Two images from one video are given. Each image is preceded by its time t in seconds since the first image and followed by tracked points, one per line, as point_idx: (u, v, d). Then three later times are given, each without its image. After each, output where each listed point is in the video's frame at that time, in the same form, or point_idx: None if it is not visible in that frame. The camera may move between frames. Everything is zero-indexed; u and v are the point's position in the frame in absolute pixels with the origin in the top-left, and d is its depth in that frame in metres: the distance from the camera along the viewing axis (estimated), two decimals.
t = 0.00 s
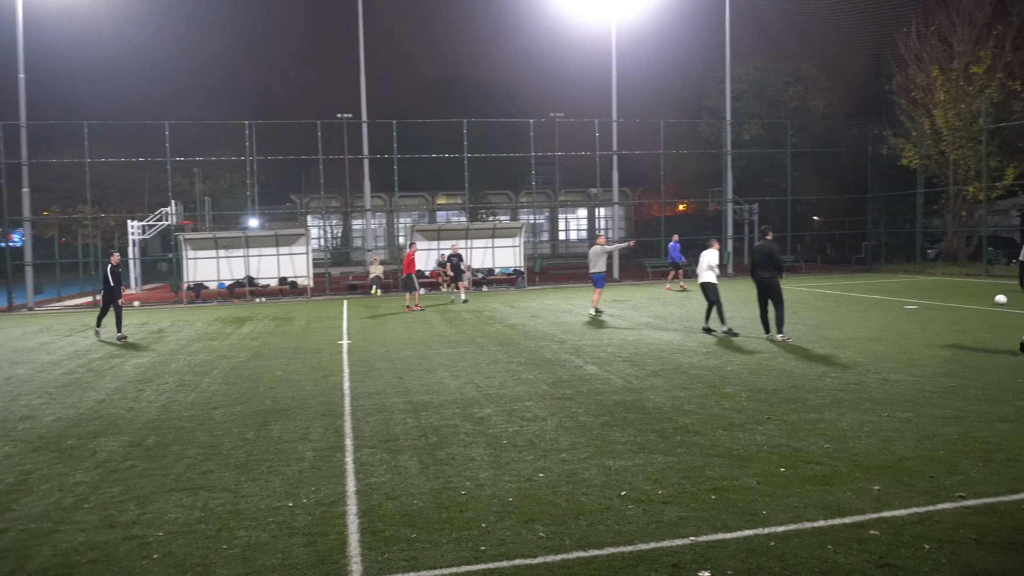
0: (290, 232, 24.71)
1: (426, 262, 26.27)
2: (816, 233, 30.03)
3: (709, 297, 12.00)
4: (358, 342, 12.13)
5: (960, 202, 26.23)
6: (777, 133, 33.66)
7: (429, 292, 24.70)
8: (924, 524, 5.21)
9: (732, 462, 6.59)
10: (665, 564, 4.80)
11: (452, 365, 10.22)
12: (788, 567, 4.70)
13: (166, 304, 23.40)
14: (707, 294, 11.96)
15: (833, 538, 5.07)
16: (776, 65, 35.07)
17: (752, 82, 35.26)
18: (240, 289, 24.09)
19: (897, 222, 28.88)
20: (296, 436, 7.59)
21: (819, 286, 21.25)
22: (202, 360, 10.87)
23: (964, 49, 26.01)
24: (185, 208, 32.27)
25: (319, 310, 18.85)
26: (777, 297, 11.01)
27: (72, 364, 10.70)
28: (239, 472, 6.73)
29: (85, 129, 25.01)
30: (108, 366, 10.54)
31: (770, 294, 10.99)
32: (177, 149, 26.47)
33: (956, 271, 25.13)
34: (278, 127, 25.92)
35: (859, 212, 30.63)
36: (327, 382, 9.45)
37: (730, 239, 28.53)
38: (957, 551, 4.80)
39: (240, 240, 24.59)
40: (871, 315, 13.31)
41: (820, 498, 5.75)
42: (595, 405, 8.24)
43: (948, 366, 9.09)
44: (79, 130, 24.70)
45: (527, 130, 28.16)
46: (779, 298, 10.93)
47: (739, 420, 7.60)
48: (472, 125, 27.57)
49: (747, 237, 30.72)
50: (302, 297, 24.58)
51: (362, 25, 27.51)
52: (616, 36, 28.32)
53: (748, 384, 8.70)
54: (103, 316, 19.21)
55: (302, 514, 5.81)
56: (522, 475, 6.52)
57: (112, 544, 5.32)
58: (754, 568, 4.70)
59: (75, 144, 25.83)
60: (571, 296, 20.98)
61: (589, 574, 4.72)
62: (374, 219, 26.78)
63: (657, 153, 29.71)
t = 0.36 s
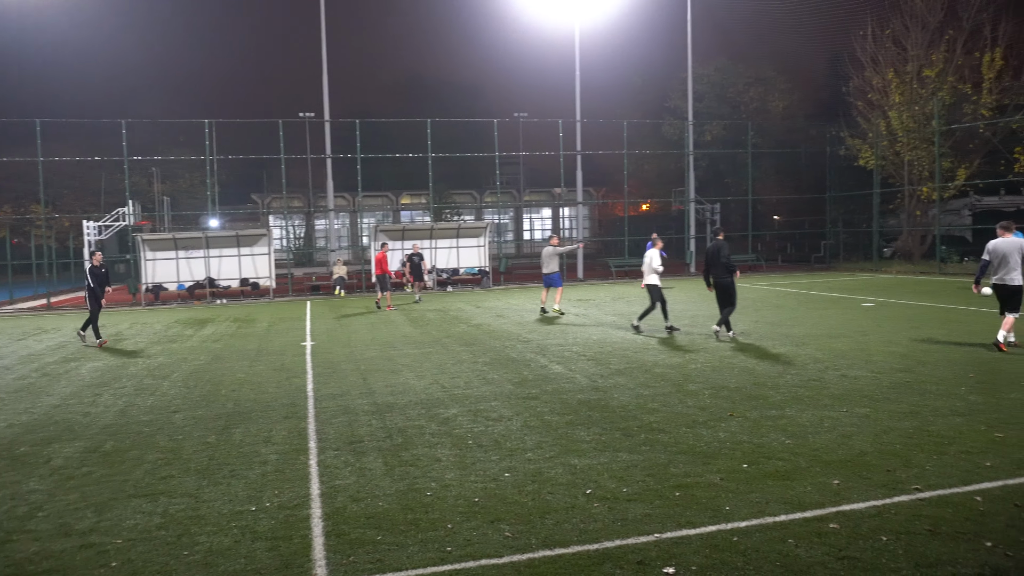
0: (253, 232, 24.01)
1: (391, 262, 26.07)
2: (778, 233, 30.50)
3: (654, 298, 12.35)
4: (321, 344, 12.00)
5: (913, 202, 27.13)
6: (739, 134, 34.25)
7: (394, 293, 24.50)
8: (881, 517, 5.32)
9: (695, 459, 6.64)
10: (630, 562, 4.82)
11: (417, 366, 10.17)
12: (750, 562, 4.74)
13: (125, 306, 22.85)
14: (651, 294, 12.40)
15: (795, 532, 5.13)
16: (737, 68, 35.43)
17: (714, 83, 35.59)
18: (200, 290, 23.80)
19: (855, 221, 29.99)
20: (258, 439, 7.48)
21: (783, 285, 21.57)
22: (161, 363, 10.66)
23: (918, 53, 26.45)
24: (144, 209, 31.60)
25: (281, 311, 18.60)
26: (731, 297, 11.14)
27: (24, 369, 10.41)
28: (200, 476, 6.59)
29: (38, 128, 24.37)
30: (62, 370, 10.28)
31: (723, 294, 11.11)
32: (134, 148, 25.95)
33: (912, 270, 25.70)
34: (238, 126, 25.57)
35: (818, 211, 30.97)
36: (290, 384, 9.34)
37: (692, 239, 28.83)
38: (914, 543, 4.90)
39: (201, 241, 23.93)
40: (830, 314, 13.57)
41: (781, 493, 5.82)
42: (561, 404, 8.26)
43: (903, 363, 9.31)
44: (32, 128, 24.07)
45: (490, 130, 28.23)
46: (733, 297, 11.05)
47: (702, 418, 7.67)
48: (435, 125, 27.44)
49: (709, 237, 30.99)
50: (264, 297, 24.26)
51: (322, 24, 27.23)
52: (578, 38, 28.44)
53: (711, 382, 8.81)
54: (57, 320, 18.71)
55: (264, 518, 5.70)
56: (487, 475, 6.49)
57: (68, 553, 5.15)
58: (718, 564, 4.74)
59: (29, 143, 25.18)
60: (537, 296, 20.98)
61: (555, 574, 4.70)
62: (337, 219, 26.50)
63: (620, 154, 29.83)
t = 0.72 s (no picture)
0: (218, 232, 23.55)
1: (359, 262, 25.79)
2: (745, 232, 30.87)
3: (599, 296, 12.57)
4: (289, 345, 11.89)
5: (874, 202, 27.71)
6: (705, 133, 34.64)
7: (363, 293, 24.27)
8: (846, 511, 5.42)
9: (665, 457, 6.69)
10: (601, 560, 4.85)
11: (387, 366, 10.12)
12: (719, 559, 4.80)
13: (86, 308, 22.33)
14: (596, 294, 12.58)
15: (762, 528, 5.21)
16: (701, 68, 35.69)
17: (680, 84, 35.76)
18: (163, 291, 23.17)
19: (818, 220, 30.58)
20: (225, 442, 7.38)
21: (751, 283, 21.85)
22: (124, 366, 10.46)
23: (876, 56, 26.86)
24: (105, 208, 30.93)
25: (246, 313, 18.35)
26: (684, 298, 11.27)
27: None
28: (166, 481, 6.48)
29: None
30: (21, 374, 10.04)
31: (676, 294, 11.25)
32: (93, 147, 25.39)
33: (875, 267, 26.22)
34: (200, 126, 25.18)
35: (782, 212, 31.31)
36: (258, 386, 9.23)
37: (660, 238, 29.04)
38: (877, 536, 5.01)
39: (164, 241, 23.56)
40: (795, 312, 13.78)
41: (749, 489, 5.90)
42: (531, 404, 8.28)
43: (866, 360, 9.49)
44: None
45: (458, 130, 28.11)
46: (685, 298, 11.18)
47: (671, 416, 7.75)
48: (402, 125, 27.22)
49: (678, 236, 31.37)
50: (231, 297, 23.87)
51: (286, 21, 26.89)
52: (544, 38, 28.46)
53: (679, 380, 8.91)
54: (14, 322, 18.26)
55: (233, 521, 5.61)
56: (459, 475, 6.47)
57: (28, 561, 5.02)
58: (687, 560, 4.79)
59: None
60: (507, 296, 20.96)
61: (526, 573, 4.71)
62: (304, 219, 26.17)
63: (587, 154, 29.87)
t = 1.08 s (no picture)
0: (215, 232, 23.50)
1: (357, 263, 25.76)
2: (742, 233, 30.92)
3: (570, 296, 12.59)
4: (286, 345, 11.87)
5: (871, 202, 27.79)
6: (702, 134, 34.68)
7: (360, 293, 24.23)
8: (843, 511, 5.43)
9: (662, 457, 6.70)
10: (599, 560, 4.86)
11: (384, 367, 10.12)
12: (716, 558, 4.81)
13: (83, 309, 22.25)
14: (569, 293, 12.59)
15: (759, 528, 5.21)
16: (698, 69, 35.75)
17: (676, 84, 35.77)
18: (161, 291, 23.20)
19: (814, 221, 30.62)
20: (223, 442, 7.37)
21: (747, 284, 21.87)
22: (121, 366, 10.44)
23: (873, 56, 26.91)
24: (102, 208, 30.87)
25: (243, 313, 18.32)
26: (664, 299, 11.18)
27: None
28: (162, 481, 6.46)
29: None
30: (18, 374, 10.03)
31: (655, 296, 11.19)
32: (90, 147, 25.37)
33: (872, 267, 26.28)
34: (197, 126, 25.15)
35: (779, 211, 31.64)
36: (255, 386, 9.22)
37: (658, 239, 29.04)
38: (874, 536, 5.01)
39: (161, 241, 23.49)
40: (792, 312, 13.80)
41: (746, 489, 5.91)
42: (529, 404, 8.29)
43: (862, 359, 9.51)
44: None
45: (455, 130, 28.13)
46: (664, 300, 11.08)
47: (669, 416, 7.76)
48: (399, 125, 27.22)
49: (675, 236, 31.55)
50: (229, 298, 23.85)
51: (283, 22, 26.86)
52: (541, 39, 28.46)
53: (676, 380, 8.92)
54: (10, 323, 18.21)
55: (230, 522, 5.60)
56: (456, 475, 6.47)
57: (24, 562, 5.01)
58: (684, 560, 4.79)
59: None
60: (504, 296, 20.93)
61: (523, 574, 4.71)
62: (301, 220, 26.12)
63: (584, 154, 29.88)
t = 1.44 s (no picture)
0: (221, 232, 23.54)
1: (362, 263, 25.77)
2: (748, 233, 30.86)
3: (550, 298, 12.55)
4: (292, 345, 11.88)
5: (878, 202, 27.73)
6: (708, 133, 34.60)
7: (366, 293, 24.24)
8: (850, 512, 5.42)
9: (668, 457, 6.69)
10: (605, 560, 4.85)
11: (390, 366, 10.12)
12: (722, 559, 4.80)
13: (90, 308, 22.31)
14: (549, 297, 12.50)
15: (766, 529, 5.20)
16: (704, 69, 35.67)
17: (682, 84, 35.70)
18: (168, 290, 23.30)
19: (821, 221, 30.53)
20: (229, 442, 7.39)
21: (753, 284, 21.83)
22: (128, 366, 10.48)
23: (880, 56, 26.75)
24: (109, 208, 30.99)
25: (249, 313, 18.34)
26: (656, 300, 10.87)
27: None
28: (169, 480, 6.48)
29: None
30: (26, 374, 10.08)
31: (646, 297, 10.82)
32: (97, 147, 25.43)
33: (879, 267, 26.20)
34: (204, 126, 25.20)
35: (785, 211, 31.59)
36: (261, 386, 9.24)
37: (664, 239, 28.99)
38: (881, 537, 5.00)
39: (168, 241, 23.53)
40: (798, 313, 13.75)
41: (752, 489, 5.90)
42: (535, 404, 8.29)
43: (869, 360, 9.49)
44: None
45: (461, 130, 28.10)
46: (658, 301, 10.75)
47: (675, 416, 7.75)
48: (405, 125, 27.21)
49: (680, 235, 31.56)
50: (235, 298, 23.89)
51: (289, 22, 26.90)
52: (547, 39, 28.43)
53: (682, 381, 8.91)
54: (18, 322, 18.30)
55: (237, 522, 5.62)
56: (462, 475, 6.48)
57: (33, 560, 5.03)
58: (691, 561, 4.79)
59: None
60: (509, 296, 20.92)
61: (529, 573, 4.72)
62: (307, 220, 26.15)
63: (589, 154, 29.82)
